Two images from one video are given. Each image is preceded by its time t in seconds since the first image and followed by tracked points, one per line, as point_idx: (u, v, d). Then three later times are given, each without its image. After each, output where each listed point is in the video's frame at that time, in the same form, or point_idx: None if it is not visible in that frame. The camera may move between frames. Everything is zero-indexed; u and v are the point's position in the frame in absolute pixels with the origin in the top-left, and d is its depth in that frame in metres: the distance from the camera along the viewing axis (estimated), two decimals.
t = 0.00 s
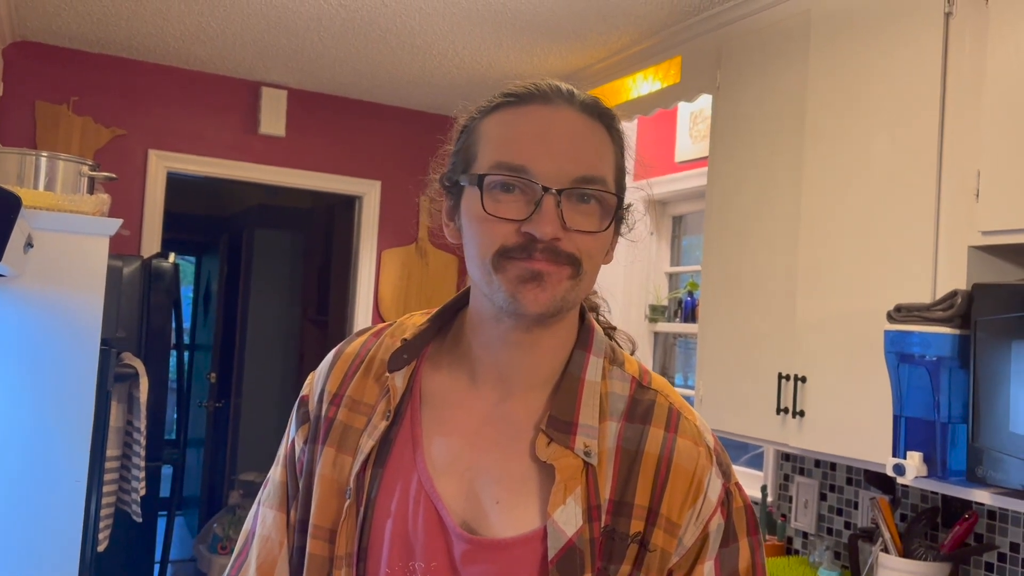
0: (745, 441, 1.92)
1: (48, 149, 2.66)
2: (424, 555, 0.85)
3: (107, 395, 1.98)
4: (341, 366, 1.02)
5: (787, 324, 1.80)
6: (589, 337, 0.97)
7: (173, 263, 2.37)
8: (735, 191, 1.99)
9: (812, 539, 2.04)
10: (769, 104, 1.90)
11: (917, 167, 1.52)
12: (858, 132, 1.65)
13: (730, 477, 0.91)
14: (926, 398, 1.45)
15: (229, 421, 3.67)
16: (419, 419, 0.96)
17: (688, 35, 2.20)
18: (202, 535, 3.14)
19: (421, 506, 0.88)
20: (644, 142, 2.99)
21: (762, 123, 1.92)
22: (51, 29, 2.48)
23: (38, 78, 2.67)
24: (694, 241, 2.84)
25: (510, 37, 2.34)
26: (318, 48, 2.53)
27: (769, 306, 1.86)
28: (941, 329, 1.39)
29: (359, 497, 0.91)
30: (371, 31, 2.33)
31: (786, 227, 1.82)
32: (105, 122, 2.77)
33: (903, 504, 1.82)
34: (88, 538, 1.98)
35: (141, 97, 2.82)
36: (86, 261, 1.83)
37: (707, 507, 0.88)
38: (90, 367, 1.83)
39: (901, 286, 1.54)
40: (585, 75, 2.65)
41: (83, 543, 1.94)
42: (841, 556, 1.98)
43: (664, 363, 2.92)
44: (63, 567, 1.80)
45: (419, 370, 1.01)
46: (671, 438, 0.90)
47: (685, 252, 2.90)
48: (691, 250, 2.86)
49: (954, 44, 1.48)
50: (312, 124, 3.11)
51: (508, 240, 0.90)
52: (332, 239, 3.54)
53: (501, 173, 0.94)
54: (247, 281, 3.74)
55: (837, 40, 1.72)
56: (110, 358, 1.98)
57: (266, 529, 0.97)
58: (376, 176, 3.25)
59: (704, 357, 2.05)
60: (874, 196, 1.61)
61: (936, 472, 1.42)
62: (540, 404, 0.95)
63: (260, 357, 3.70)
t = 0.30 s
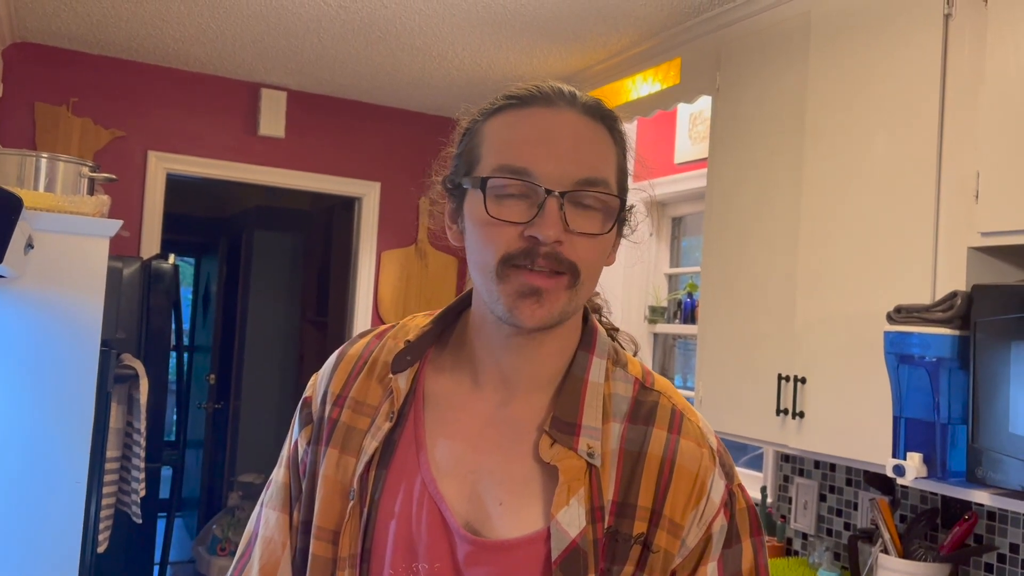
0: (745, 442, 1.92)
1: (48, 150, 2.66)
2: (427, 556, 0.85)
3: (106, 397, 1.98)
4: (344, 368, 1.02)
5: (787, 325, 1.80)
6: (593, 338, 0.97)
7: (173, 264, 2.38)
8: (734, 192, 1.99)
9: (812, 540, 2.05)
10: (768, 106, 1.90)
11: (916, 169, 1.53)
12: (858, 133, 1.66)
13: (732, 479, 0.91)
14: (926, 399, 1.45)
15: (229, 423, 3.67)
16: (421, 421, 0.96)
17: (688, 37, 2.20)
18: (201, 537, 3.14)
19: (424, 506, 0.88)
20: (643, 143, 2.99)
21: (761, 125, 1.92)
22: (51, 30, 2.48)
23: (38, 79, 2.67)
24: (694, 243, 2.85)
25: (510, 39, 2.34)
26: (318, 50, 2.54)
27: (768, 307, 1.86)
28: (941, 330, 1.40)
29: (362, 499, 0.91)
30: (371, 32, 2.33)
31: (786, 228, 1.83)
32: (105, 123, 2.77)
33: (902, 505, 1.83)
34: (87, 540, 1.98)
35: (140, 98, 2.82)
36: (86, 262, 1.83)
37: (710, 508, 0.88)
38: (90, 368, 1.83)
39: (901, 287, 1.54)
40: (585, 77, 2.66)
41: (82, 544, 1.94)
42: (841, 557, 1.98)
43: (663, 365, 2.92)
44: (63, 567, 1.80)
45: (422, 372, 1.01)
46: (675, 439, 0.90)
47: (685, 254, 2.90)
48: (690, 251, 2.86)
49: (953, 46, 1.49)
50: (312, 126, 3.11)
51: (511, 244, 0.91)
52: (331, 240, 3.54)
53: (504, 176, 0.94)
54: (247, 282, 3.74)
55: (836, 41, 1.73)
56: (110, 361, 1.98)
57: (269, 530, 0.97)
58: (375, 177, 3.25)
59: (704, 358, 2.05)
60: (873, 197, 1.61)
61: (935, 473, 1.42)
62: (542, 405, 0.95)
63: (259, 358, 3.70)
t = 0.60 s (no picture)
0: (744, 443, 1.92)
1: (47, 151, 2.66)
2: (431, 554, 0.85)
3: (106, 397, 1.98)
4: (347, 368, 1.02)
5: (787, 325, 1.80)
6: (597, 337, 0.97)
7: (173, 265, 2.38)
8: (734, 193, 1.99)
9: (812, 541, 2.05)
10: (768, 107, 1.91)
11: (916, 170, 1.53)
12: (858, 135, 1.66)
13: (738, 476, 0.91)
14: (926, 400, 1.45)
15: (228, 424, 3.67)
16: (424, 420, 0.96)
17: (688, 38, 2.20)
18: (201, 538, 3.14)
19: (428, 505, 0.88)
20: (643, 145, 3.00)
21: (761, 126, 1.92)
22: (51, 31, 2.48)
23: (38, 80, 2.67)
24: (693, 244, 2.85)
25: (510, 40, 2.34)
26: (318, 51, 2.54)
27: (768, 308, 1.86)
28: (941, 331, 1.40)
29: (365, 497, 0.92)
30: (371, 34, 2.34)
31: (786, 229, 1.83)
32: (104, 124, 2.77)
33: (902, 506, 1.83)
34: (88, 540, 1.97)
35: (140, 99, 2.82)
36: (86, 263, 1.83)
37: (716, 505, 0.88)
38: (90, 369, 1.83)
39: (901, 288, 1.54)
40: (585, 78, 2.66)
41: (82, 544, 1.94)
42: (841, 558, 1.98)
43: (663, 366, 2.92)
44: (62, 567, 1.80)
45: (425, 371, 1.01)
46: (679, 438, 0.90)
47: (685, 254, 2.90)
48: (690, 252, 2.86)
49: (953, 48, 1.49)
50: (311, 127, 3.11)
51: (514, 242, 0.91)
52: (331, 242, 3.54)
53: (500, 176, 0.94)
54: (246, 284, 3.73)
55: (836, 43, 1.73)
56: (110, 362, 1.98)
57: (270, 529, 0.97)
58: (375, 178, 3.25)
59: (704, 359, 2.05)
60: (873, 198, 1.61)
61: (936, 474, 1.42)
62: (544, 406, 0.95)
63: (258, 359, 3.69)
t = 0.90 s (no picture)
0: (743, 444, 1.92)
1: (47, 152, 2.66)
2: (437, 552, 0.86)
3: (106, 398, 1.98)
4: (351, 370, 1.03)
5: (786, 326, 1.80)
6: (599, 334, 0.96)
7: (172, 266, 2.39)
8: (734, 194, 1.99)
9: (811, 542, 2.05)
10: (768, 108, 1.91)
11: (915, 171, 1.53)
12: (857, 136, 1.66)
13: (743, 463, 0.88)
14: (925, 401, 1.45)
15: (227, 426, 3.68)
16: (428, 419, 0.96)
17: (687, 39, 2.20)
18: (200, 538, 3.14)
19: (433, 503, 0.88)
20: (641, 146, 3.00)
21: (760, 126, 1.93)
22: (51, 32, 2.49)
23: (38, 81, 2.67)
24: (693, 245, 2.85)
25: (509, 42, 2.35)
26: (318, 52, 2.54)
27: (768, 308, 1.86)
28: (940, 331, 1.40)
29: (370, 496, 0.92)
30: (371, 35, 2.34)
31: (785, 229, 1.83)
32: (104, 125, 2.77)
33: (901, 507, 1.83)
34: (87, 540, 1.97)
35: (140, 100, 2.82)
36: (86, 263, 1.83)
37: (722, 489, 0.85)
38: (90, 369, 1.83)
39: (900, 290, 1.54)
40: (584, 79, 2.66)
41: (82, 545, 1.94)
42: (840, 559, 1.98)
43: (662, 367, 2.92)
44: (61, 567, 1.80)
45: (428, 372, 1.01)
46: (680, 428, 0.88)
47: (684, 255, 2.90)
48: (689, 253, 2.87)
49: (953, 49, 1.49)
50: (311, 128, 3.11)
51: (513, 254, 0.91)
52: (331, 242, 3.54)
53: (490, 190, 0.94)
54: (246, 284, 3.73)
55: (835, 44, 1.73)
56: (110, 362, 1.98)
57: (272, 530, 0.97)
58: (374, 179, 3.25)
59: (703, 359, 2.05)
60: (872, 199, 1.62)
61: (934, 475, 1.42)
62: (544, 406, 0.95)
63: (257, 359, 3.70)
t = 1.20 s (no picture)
0: (743, 444, 1.92)
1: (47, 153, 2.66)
2: (438, 550, 0.85)
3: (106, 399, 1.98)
4: (352, 370, 1.03)
5: (786, 326, 1.81)
6: (598, 329, 0.96)
7: (172, 267, 2.39)
8: (733, 195, 2.00)
9: (811, 542, 2.05)
10: (768, 109, 1.91)
11: (915, 172, 1.53)
12: (855, 136, 1.67)
13: (738, 450, 0.87)
14: (924, 401, 1.46)
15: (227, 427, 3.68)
16: (428, 418, 0.96)
17: (687, 40, 2.21)
18: (200, 539, 3.15)
19: (433, 501, 0.87)
20: (641, 148, 3.01)
21: (760, 127, 1.93)
22: (51, 33, 2.49)
23: (38, 82, 2.67)
24: (692, 245, 2.85)
25: (509, 42, 2.35)
26: (318, 52, 2.54)
27: (767, 309, 1.86)
28: (939, 332, 1.40)
29: (370, 496, 0.92)
30: (371, 36, 2.34)
31: (785, 230, 1.83)
32: (104, 126, 2.77)
33: (901, 507, 1.83)
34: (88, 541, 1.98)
35: (140, 101, 2.82)
36: (86, 264, 1.83)
37: (712, 469, 0.83)
38: (90, 370, 1.83)
39: (900, 290, 1.54)
40: (583, 80, 2.67)
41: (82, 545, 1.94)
42: (840, 559, 1.99)
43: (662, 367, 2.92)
44: (61, 567, 1.80)
45: (429, 372, 1.01)
46: (671, 417, 0.88)
47: (684, 256, 2.90)
48: (688, 254, 2.87)
49: (952, 50, 1.49)
50: (311, 128, 3.11)
51: (509, 252, 0.91)
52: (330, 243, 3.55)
53: (489, 190, 0.95)
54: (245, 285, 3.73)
55: (835, 44, 1.73)
56: (111, 363, 1.98)
57: (274, 530, 0.97)
58: (374, 180, 3.26)
59: (703, 360, 2.06)
60: (872, 199, 1.62)
61: (933, 475, 1.43)
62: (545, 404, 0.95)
63: (257, 360, 3.70)
